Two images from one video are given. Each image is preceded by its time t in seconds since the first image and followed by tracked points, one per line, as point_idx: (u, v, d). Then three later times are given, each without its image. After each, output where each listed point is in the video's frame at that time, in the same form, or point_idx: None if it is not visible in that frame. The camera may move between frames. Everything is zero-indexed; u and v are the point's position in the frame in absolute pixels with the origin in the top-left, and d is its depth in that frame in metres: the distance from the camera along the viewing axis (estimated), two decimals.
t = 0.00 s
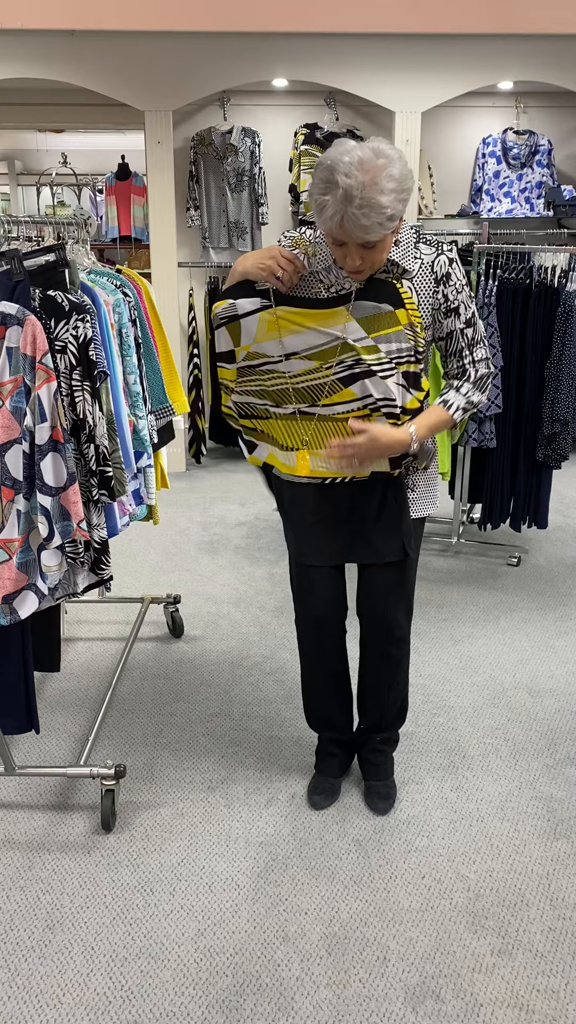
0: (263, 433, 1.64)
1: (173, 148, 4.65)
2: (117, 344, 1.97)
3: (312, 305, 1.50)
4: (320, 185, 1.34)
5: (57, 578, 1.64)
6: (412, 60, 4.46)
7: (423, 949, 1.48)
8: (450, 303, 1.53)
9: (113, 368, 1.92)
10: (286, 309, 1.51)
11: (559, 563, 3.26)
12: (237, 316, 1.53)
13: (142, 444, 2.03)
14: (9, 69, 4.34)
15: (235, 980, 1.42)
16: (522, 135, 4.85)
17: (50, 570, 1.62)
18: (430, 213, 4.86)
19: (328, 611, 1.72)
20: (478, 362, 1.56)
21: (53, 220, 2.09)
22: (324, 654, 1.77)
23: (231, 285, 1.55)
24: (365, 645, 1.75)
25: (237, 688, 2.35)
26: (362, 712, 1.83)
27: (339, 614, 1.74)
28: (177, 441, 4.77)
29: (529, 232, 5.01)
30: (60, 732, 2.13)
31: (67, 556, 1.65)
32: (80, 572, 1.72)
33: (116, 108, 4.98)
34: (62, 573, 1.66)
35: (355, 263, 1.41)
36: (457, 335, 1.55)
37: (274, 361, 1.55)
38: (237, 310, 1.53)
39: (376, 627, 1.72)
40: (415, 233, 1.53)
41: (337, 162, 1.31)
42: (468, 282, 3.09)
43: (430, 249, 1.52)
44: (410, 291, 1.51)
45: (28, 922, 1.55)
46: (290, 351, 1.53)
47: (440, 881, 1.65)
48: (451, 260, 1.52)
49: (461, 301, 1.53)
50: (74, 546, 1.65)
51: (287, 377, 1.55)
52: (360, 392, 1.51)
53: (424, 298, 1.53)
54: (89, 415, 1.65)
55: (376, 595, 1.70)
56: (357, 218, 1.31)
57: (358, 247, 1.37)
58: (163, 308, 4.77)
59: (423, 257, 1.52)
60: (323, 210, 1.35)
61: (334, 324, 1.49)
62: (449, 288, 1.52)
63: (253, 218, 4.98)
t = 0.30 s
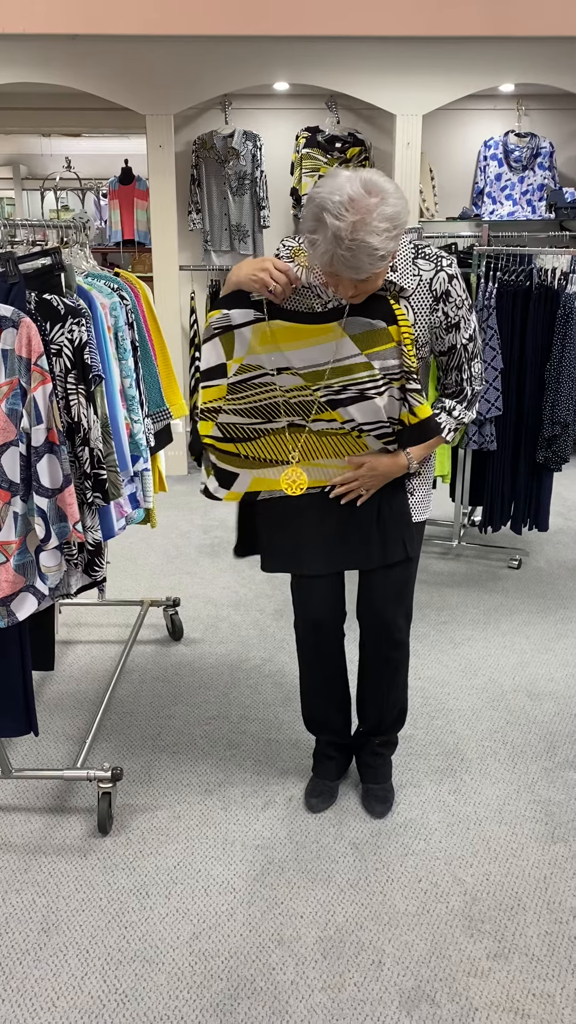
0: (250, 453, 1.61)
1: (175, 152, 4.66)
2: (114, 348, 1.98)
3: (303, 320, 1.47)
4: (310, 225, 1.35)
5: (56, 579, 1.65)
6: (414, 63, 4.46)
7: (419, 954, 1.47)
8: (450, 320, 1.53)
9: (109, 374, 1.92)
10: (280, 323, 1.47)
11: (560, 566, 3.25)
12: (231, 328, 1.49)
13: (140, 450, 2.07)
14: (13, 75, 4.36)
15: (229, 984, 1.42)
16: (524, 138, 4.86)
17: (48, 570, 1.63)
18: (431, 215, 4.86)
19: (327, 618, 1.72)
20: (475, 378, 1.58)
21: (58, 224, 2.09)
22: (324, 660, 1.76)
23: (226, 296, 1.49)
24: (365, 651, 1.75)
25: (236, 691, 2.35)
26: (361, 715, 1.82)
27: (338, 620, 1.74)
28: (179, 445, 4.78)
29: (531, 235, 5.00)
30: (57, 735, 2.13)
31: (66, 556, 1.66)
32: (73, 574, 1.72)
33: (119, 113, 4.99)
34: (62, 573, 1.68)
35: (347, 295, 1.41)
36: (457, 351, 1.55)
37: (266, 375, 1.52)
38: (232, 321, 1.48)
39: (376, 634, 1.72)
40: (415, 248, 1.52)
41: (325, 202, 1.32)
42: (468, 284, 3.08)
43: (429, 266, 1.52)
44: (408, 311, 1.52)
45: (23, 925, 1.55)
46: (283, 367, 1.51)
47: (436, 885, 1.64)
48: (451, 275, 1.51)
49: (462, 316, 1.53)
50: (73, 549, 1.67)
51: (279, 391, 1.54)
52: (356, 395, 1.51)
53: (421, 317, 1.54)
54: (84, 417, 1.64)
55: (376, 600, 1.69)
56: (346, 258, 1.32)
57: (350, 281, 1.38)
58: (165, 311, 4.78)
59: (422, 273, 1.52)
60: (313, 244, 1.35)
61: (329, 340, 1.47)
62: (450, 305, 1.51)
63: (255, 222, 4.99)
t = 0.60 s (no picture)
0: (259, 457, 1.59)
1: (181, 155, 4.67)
2: (121, 351, 1.99)
3: (310, 320, 1.47)
4: (320, 220, 1.34)
5: (60, 585, 1.63)
6: (419, 65, 4.46)
7: (428, 961, 1.46)
8: (463, 324, 1.52)
9: (116, 375, 1.91)
10: (289, 322, 1.47)
11: (569, 569, 3.23)
12: (240, 327, 1.49)
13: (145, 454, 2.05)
14: (19, 79, 4.38)
15: (237, 991, 1.41)
16: (530, 140, 4.85)
17: (53, 576, 1.62)
18: (438, 218, 4.85)
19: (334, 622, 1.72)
20: (496, 377, 1.55)
21: (64, 228, 2.10)
22: (332, 664, 1.75)
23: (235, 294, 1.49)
24: (373, 655, 1.74)
25: (243, 695, 2.34)
26: (369, 719, 1.81)
27: (346, 624, 1.73)
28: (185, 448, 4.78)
29: (538, 236, 4.99)
30: (64, 739, 2.13)
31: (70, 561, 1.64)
32: (80, 577, 1.74)
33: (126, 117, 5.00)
34: (67, 577, 1.65)
35: (356, 294, 1.40)
36: (473, 354, 1.54)
37: (273, 375, 1.52)
38: (240, 321, 1.49)
39: (383, 638, 1.71)
40: (426, 252, 1.51)
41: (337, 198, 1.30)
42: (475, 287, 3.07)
43: (440, 270, 1.50)
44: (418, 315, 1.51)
45: (30, 931, 1.54)
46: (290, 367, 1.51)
47: (445, 891, 1.63)
48: (461, 280, 1.50)
49: (474, 320, 1.52)
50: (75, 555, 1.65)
51: (286, 392, 1.54)
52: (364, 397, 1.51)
53: (432, 322, 1.52)
54: (90, 422, 1.65)
55: (384, 606, 1.68)
56: (356, 257, 1.31)
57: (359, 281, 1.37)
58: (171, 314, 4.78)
59: (432, 277, 1.50)
60: (324, 241, 1.34)
61: (337, 339, 1.47)
62: (461, 308, 1.50)
63: (261, 224, 4.99)
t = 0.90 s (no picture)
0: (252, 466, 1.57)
1: (185, 164, 4.67)
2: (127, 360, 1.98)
3: (317, 323, 1.47)
4: (350, 151, 1.34)
5: (61, 599, 1.63)
6: (422, 73, 4.46)
7: (439, 978, 1.45)
8: (473, 325, 1.50)
9: (123, 382, 1.90)
10: (292, 325, 1.48)
11: None
12: (241, 331, 1.50)
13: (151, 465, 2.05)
14: (24, 89, 4.39)
15: (246, 1010, 1.39)
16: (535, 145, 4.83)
17: (55, 591, 1.62)
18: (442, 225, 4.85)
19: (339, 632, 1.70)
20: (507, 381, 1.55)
21: (70, 238, 2.10)
22: (339, 676, 1.74)
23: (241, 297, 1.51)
24: (379, 665, 1.72)
25: (249, 706, 2.33)
26: (377, 731, 1.80)
27: (351, 635, 1.72)
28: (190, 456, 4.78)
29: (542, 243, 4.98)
30: (70, 751, 2.12)
31: (73, 575, 1.65)
32: (89, 587, 1.73)
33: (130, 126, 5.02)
34: (67, 592, 1.66)
35: (367, 242, 1.37)
36: (484, 356, 1.53)
37: (274, 380, 1.52)
38: (243, 324, 1.50)
39: (389, 649, 1.69)
40: (434, 251, 1.48)
41: (373, 132, 1.33)
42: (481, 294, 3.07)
43: (449, 269, 1.49)
44: (427, 314, 1.46)
45: (36, 949, 1.53)
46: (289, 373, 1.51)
47: (455, 907, 1.61)
48: (471, 280, 1.49)
49: (485, 321, 1.50)
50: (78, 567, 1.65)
51: (282, 400, 1.52)
52: (370, 405, 1.49)
53: (442, 320, 1.47)
54: (98, 432, 1.65)
55: (388, 616, 1.67)
56: (383, 177, 1.31)
57: (374, 222, 1.35)
58: (175, 322, 4.79)
59: (441, 275, 1.47)
60: (350, 171, 1.35)
61: (342, 343, 1.46)
62: (471, 309, 1.49)
63: (266, 232, 5.00)
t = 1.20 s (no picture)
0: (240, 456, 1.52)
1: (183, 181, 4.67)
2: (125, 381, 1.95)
3: (314, 310, 1.37)
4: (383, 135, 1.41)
5: (56, 625, 1.59)
6: (421, 93, 4.48)
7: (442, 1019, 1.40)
8: (474, 340, 1.46)
9: (121, 404, 1.87)
10: (289, 313, 1.39)
11: None
12: (236, 315, 1.43)
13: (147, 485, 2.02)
14: (22, 107, 4.41)
15: None
16: (533, 166, 4.84)
17: (49, 617, 1.57)
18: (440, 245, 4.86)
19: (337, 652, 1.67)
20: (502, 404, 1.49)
21: (68, 256, 2.08)
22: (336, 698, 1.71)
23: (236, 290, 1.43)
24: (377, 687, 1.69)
25: (246, 732, 2.29)
26: (375, 760, 1.76)
27: (349, 655, 1.68)
28: (187, 474, 4.75)
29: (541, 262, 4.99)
30: (64, 778, 2.08)
31: (69, 601, 1.60)
32: (87, 614, 1.70)
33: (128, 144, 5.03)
34: (63, 618, 1.61)
35: (373, 209, 1.38)
36: (482, 374, 1.48)
37: (268, 368, 1.44)
38: (239, 307, 1.43)
39: (387, 671, 1.65)
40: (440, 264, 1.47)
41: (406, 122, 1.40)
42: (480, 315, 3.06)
43: (454, 281, 1.46)
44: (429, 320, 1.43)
45: (27, 986, 1.48)
46: (282, 362, 1.43)
47: (457, 942, 1.57)
48: (475, 294, 1.46)
49: (485, 337, 1.46)
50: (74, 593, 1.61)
51: (272, 391, 1.45)
52: (364, 402, 1.39)
53: (444, 328, 1.43)
54: (96, 453, 1.61)
55: (385, 636, 1.63)
56: (411, 148, 1.36)
57: (388, 192, 1.38)
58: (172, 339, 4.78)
59: (445, 289, 1.44)
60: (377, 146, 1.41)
61: (337, 334, 1.36)
62: (473, 324, 1.45)
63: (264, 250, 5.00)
